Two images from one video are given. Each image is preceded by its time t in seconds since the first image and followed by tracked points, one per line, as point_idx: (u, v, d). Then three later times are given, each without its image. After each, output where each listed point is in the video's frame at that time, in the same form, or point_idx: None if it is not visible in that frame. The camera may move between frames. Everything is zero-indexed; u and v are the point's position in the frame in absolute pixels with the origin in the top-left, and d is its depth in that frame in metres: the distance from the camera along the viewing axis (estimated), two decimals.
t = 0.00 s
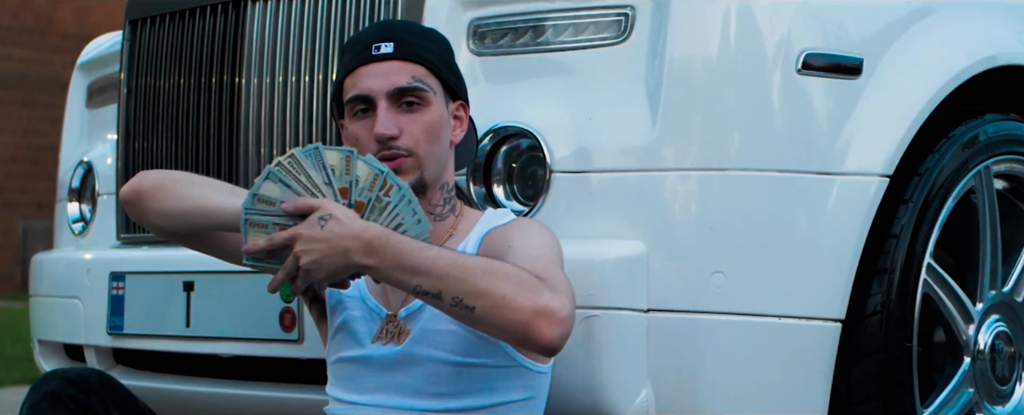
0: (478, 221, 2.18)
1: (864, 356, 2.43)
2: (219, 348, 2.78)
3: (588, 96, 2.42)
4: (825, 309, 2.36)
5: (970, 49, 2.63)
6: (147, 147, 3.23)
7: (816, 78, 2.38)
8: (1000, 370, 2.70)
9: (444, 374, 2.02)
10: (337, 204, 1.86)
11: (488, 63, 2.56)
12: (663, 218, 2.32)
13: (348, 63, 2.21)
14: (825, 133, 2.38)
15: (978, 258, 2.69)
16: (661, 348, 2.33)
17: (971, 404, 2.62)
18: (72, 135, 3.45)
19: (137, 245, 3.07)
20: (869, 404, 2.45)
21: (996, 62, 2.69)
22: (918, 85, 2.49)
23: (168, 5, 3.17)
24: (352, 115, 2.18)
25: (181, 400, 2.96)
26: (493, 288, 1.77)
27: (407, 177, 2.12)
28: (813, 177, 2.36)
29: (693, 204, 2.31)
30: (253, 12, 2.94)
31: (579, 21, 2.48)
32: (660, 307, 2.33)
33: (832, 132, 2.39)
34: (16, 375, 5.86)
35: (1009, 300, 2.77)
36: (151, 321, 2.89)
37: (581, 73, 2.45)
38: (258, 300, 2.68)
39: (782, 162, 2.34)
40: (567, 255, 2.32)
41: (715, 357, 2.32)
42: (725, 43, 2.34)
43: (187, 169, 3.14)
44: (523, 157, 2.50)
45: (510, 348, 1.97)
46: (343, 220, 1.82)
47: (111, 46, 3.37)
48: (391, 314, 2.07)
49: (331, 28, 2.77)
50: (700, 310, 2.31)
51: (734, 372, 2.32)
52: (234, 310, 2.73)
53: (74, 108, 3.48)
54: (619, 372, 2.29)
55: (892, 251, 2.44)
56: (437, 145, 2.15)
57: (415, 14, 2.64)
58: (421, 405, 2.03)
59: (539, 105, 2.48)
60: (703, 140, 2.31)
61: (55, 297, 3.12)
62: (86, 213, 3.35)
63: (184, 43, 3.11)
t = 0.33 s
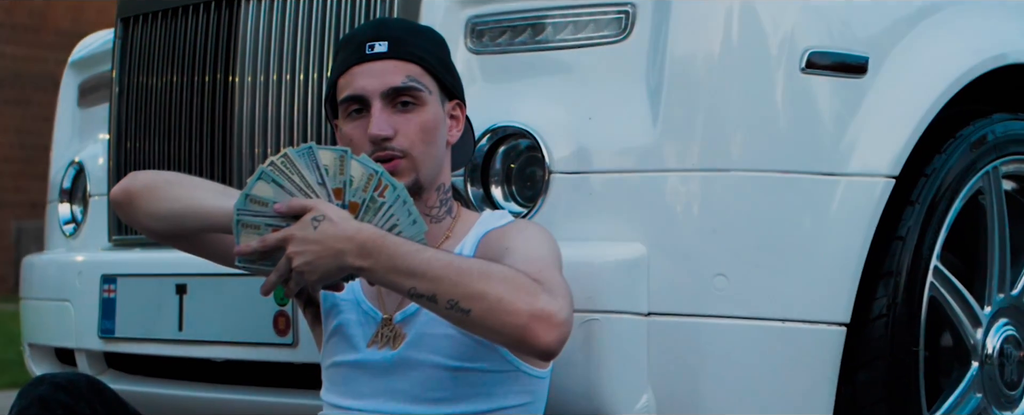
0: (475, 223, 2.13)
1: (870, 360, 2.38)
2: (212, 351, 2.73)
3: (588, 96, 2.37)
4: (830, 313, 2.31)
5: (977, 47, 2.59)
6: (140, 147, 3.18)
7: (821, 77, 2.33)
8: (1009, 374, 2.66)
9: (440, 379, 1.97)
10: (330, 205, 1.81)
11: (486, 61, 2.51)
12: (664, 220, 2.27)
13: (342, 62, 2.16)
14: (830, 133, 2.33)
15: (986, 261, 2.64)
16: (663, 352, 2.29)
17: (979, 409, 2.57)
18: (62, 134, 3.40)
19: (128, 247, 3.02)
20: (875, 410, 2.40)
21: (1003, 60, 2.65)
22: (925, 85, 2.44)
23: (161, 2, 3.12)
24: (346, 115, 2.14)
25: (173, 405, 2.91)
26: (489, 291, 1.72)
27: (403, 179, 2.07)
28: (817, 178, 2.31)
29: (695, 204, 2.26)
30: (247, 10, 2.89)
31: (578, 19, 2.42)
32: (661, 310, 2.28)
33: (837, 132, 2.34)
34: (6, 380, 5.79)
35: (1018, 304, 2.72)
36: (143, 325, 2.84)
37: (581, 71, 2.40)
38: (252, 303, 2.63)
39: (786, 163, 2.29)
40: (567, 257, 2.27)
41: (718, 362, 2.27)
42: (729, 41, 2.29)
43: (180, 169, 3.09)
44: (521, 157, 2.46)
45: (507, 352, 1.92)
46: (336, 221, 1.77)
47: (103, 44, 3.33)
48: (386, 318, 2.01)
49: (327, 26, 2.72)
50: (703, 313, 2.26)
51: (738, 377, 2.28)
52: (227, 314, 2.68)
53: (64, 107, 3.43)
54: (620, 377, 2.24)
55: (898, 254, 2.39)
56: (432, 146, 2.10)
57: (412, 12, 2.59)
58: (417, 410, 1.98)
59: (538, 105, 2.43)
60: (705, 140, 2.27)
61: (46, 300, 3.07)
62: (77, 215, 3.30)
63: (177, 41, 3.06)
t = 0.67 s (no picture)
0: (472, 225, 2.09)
1: (876, 365, 2.33)
2: (205, 355, 2.69)
3: (587, 95, 2.33)
4: (835, 317, 2.27)
5: (985, 46, 2.54)
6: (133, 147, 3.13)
7: (826, 75, 2.28)
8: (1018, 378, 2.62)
9: (436, 384, 1.91)
10: (325, 205, 1.76)
11: (484, 60, 2.46)
12: (666, 221, 2.23)
13: (337, 61, 2.11)
14: (835, 133, 2.28)
15: (994, 264, 2.63)
16: (665, 357, 2.24)
17: None
18: (54, 134, 3.36)
19: (121, 249, 2.98)
20: None
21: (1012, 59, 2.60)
22: (932, 84, 2.40)
23: None
24: (341, 115, 2.10)
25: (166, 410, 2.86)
26: (486, 293, 1.68)
27: (398, 181, 2.03)
28: (822, 179, 2.26)
29: (697, 205, 2.22)
30: (242, 8, 2.84)
31: (578, 16, 2.37)
32: (661, 314, 2.23)
33: (843, 132, 2.29)
34: None
35: None
36: (137, 328, 2.80)
37: (581, 70, 2.35)
38: (246, 306, 2.59)
39: (790, 163, 2.24)
40: (567, 259, 2.22)
41: (720, 366, 2.23)
42: (732, 39, 2.25)
43: (173, 169, 3.04)
44: (520, 157, 2.42)
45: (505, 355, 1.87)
46: (331, 222, 1.72)
47: (95, 42, 3.28)
48: (382, 321, 1.97)
49: (323, 24, 2.67)
50: (705, 317, 2.22)
51: (742, 382, 2.23)
52: (221, 317, 2.63)
53: (56, 106, 3.38)
54: (621, 382, 2.19)
55: (905, 256, 2.34)
56: (429, 146, 2.05)
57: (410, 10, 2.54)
58: None
59: (537, 104, 2.38)
60: (708, 141, 2.22)
61: (37, 303, 3.02)
62: (69, 215, 3.25)
63: (172, 39, 3.02)
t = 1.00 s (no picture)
0: (471, 227, 2.04)
1: (883, 370, 2.28)
2: (199, 360, 2.64)
3: (589, 94, 2.28)
4: (841, 321, 2.22)
5: (994, 44, 2.49)
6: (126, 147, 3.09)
7: (832, 75, 2.24)
8: None
9: (433, 389, 1.87)
10: (320, 206, 1.71)
11: (483, 59, 2.42)
12: (669, 223, 2.18)
13: (331, 60, 2.07)
14: (841, 133, 2.24)
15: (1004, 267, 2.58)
16: (667, 362, 2.20)
17: None
18: (46, 134, 3.31)
19: (114, 251, 2.93)
20: None
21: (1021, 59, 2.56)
22: (940, 84, 2.35)
23: None
24: (335, 116, 2.05)
25: None
26: (484, 295, 1.63)
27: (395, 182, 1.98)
28: (828, 180, 2.22)
29: (701, 207, 2.17)
30: (237, 7, 2.80)
31: (579, 15, 2.33)
32: (664, 318, 2.19)
33: (849, 132, 2.24)
34: None
35: None
36: (130, 331, 2.75)
37: (582, 69, 2.31)
38: (241, 310, 2.54)
39: (795, 164, 2.20)
40: (568, 261, 2.18)
41: (724, 371, 2.18)
42: (736, 37, 2.20)
43: (167, 170, 3.00)
44: (520, 158, 2.37)
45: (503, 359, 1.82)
46: (327, 222, 1.67)
47: (88, 41, 3.23)
48: (379, 325, 1.92)
49: (320, 23, 2.63)
50: (708, 321, 2.17)
51: (746, 388, 2.18)
52: (215, 321, 2.59)
53: (48, 105, 3.33)
54: (622, 387, 2.14)
55: (912, 259, 2.29)
56: (426, 147, 2.01)
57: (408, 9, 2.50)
58: None
59: (537, 104, 2.34)
60: (711, 141, 2.18)
61: (29, 306, 2.97)
62: (61, 217, 3.21)
63: (166, 38, 2.98)
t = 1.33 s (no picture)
0: (470, 228, 2.00)
1: (892, 374, 2.24)
2: (193, 363, 2.60)
3: (591, 94, 2.24)
4: (848, 324, 2.17)
5: (1003, 42, 2.45)
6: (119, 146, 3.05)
7: (838, 74, 2.19)
8: None
9: (432, 393, 1.82)
10: (317, 205, 1.67)
11: (483, 58, 2.38)
12: (673, 225, 2.14)
13: (327, 59, 2.03)
14: (848, 133, 2.19)
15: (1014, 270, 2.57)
16: (671, 365, 2.15)
17: None
18: (39, 133, 3.27)
19: (107, 253, 2.89)
20: None
21: None
22: (949, 83, 2.31)
23: None
24: (331, 116, 2.01)
25: None
26: (483, 298, 1.59)
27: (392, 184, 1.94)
28: (835, 181, 2.17)
29: (705, 208, 2.13)
30: (233, 5, 2.76)
31: (581, 12, 2.28)
32: (667, 321, 2.15)
33: (855, 132, 2.20)
34: None
35: None
36: (124, 335, 2.71)
37: (584, 68, 2.26)
38: (236, 313, 2.50)
39: (801, 165, 2.15)
40: (569, 263, 2.13)
41: (728, 375, 2.14)
42: (741, 35, 2.16)
43: (161, 169, 2.96)
44: (521, 158, 2.33)
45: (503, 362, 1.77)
46: (324, 222, 1.62)
47: (82, 39, 3.20)
48: (376, 329, 1.88)
49: (317, 21, 2.59)
50: (713, 324, 2.13)
51: (751, 393, 2.14)
52: (211, 324, 2.54)
53: (41, 105, 3.29)
54: (624, 392, 2.10)
55: (920, 262, 2.25)
56: (423, 148, 1.97)
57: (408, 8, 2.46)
58: None
59: (538, 104, 2.29)
60: (716, 141, 2.14)
61: (22, 309, 2.93)
62: (54, 218, 3.17)
63: (161, 35, 2.94)
